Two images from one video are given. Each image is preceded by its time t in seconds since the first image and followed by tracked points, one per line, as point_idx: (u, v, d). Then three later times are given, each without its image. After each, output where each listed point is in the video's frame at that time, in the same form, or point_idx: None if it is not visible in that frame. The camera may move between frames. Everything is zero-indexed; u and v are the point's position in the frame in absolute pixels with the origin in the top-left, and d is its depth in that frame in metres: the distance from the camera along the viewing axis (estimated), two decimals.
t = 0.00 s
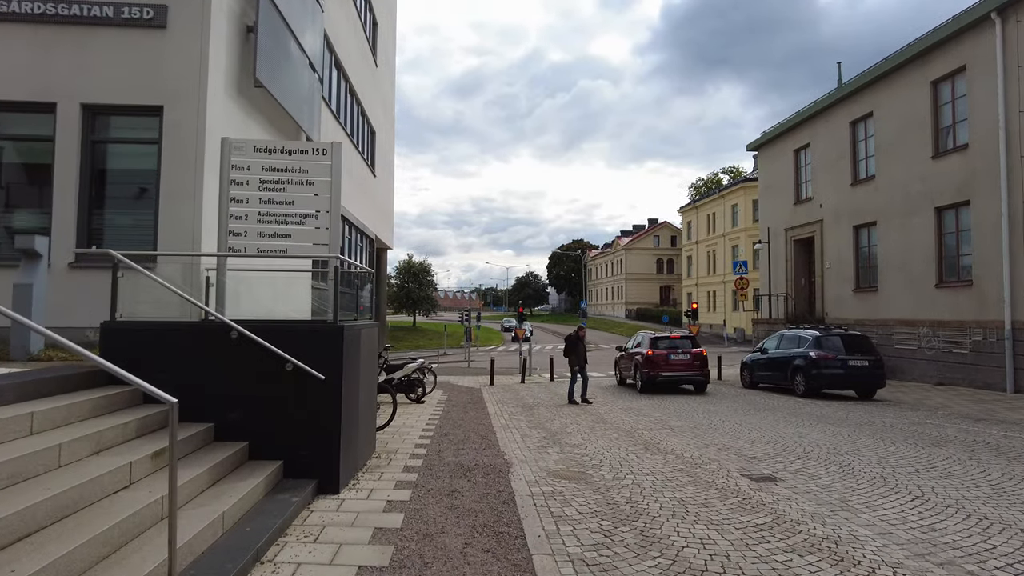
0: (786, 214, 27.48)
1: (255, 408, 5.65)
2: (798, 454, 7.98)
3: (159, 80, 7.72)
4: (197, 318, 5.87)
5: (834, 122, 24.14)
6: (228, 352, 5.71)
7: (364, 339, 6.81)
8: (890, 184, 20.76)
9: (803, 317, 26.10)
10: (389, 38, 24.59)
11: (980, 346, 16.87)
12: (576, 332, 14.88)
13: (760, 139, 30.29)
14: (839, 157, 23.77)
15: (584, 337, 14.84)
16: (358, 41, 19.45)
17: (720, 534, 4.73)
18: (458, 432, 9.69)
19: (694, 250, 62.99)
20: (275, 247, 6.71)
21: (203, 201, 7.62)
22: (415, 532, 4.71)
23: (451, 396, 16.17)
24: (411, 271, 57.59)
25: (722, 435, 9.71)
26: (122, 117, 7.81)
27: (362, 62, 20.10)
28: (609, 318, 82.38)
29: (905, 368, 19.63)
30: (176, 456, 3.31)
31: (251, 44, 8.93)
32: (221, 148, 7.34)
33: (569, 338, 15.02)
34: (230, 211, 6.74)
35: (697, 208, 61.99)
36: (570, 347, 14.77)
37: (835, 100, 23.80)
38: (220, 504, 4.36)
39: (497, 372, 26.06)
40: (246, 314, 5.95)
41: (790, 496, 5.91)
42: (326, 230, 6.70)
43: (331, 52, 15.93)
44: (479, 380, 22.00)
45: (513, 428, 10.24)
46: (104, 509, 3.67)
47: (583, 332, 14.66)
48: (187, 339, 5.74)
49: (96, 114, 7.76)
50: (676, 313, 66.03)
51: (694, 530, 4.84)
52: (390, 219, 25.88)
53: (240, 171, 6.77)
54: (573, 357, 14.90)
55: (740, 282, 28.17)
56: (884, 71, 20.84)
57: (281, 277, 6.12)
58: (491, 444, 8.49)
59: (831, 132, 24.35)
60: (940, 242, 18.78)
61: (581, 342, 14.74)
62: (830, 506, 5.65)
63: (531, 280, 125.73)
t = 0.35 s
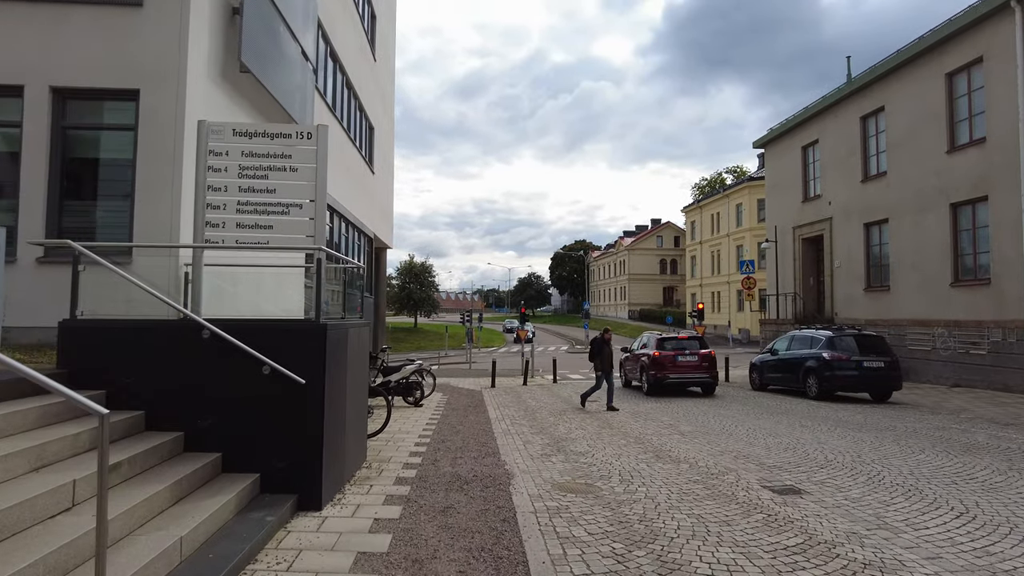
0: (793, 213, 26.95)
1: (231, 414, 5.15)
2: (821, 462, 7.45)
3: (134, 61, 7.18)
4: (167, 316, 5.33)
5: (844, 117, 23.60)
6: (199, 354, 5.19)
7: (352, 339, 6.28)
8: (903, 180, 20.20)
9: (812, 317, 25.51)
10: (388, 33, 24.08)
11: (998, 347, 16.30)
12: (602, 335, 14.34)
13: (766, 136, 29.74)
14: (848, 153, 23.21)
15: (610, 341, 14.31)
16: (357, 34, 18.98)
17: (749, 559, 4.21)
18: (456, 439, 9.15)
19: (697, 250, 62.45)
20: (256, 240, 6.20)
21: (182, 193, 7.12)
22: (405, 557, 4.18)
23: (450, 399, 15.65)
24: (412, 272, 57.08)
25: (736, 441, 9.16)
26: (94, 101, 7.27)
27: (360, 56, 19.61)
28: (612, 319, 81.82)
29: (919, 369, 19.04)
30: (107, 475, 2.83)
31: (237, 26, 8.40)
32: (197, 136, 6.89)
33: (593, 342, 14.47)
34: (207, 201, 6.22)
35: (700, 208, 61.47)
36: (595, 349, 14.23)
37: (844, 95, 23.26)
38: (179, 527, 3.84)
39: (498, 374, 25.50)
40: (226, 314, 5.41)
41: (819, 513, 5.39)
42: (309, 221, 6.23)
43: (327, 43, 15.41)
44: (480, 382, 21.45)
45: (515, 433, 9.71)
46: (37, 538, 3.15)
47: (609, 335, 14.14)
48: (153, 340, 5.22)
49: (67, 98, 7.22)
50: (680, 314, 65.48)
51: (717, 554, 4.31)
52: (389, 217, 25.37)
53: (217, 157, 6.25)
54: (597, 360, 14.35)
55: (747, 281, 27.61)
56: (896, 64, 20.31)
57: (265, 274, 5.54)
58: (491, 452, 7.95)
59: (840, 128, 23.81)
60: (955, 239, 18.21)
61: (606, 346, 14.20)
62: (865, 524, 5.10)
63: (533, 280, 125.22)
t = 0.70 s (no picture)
0: (800, 217, 26.38)
1: (192, 435, 4.53)
2: (849, 483, 6.84)
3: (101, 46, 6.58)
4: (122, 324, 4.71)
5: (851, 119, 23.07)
6: (156, 368, 4.58)
7: (333, 350, 5.68)
8: (916, 183, 19.64)
9: (819, 324, 24.89)
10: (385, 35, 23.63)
11: (1018, 355, 15.68)
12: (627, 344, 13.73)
13: (771, 139, 29.23)
14: (857, 156, 22.67)
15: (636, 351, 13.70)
16: (353, 34, 18.48)
17: None
18: (452, 455, 8.53)
19: (699, 256, 61.92)
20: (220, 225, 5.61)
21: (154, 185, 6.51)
22: None
23: (447, 410, 15.01)
24: (411, 278, 56.57)
25: (752, 458, 8.53)
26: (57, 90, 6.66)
27: (356, 55, 19.09)
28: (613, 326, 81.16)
29: (933, 378, 18.40)
30: None
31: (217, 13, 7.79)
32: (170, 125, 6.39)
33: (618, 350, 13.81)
34: (174, 196, 5.63)
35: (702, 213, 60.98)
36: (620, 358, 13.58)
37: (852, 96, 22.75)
38: None
39: (498, 382, 24.83)
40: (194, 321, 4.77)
41: (859, 546, 4.77)
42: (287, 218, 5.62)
43: (322, 40, 14.91)
44: (479, 391, 20.85)
45: (515, 448, 9.09)
46: None
47: (636, 344, 13.55)
48: (105, 352, 4.60)
49: (27, 86, 6.60)
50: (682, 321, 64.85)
51: None
52: (386, 222, 24.78)
53: (186, 148, 5.66)
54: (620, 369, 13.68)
55: (752, 287, 26.99)
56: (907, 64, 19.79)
57: (238, 279, 4.91)
58: (489, 471, 7.33)
59: (847, 130, 23.28)
60: (971, 243, 17.61)
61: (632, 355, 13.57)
62: (913, 560, 4.48)
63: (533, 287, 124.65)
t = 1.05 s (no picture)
0: (806, 224, 25.91)
1: (147, 459, 3.98)
2: (881, 506, 6.27)
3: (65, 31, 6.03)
4: (71, 335, 4.12)
5: (858, 124, 22.63)
6: (107, 383, 4.02)
7: (315, 362, 5.13)
8: (927, 189, 19.16)
9: (827, 334, 24.33)
10: (383, 38, 23.21)
11: None
12: (658, 351, 13.14)
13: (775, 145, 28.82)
14: (864, 161, 22.21)
15: (666, 358, 13.03)
16: (349, 35, 18.04)
17: None
18: (449, 474, 7.96)
19: (701, 264, 61.46)
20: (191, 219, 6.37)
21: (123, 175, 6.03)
22: None
23: (445, 423, 14.43)
24: (410, 287, 55.98)
25: (771, 477, 7.96)
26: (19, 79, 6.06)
27: (353, 58, 18.64)
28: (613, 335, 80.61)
29: (947, 389, 17.84)
30: None
31: None
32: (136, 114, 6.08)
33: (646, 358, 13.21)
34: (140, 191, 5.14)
35: (704, 222, 60.57)
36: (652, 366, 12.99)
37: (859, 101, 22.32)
38: None
39: (497, 393, 24.22)
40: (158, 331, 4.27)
41: None
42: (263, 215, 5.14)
43: (316, 40, 14.47)
44: (478, 402, 20.25)
45: (516, 466, 8.52)
46: None
47: (666, 352, 12.95)
48: (49, 367, 4.02)
49: None
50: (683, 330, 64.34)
51: None
52: (383, 229, 24.26)
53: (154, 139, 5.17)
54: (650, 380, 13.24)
55: (758, 295, 26.48)
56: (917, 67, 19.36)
57: (208, 283, 4.41)
58: (489, 494, 6.75)
59: (854, 135, 22.85)
60: (986, 250, 17.08)
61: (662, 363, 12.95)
62: None
63: (533, 296, 124.23)
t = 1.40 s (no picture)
0: (813, 223, 25.39)
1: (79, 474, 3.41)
2: (915, 521, 5.71)
3: None
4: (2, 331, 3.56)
5: (866, 120, 22.10)
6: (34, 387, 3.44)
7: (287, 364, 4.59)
8: (938, 185, 18.63)
9: (834, 334, 23.75)
10: (380, 32, 22.71)
11: None
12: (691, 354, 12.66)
13: (780, 143, 28.30)
14: (873, 158, 21.68)
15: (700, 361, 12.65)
16: (344, 27, 17.52)
17: None
18: (444, 484, 7.39)
19: (702, 265, 60.95)
20: (148, 202, 5.92)
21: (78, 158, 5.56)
22: None
23: (442, 427, 13.88)
24: (407, 288, 55.37)
25: (789, 487, 7.40)
26: None
27: (348, 50, 18.13)
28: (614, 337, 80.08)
29: (962, 392, 17.25)
30: None
31: None
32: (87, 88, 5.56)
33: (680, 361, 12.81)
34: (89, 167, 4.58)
35: (705, 222, 60.06)
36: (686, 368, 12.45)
37: (867, 96, 21.79)
38: None
39: (497, 396, 23.66)
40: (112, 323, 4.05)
41: None
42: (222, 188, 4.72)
43: (308, 29, 13.94)
44: (477, 405, 19.68)
45: (516, 475, 7.96)
46: None
47: (700, 354, 12.46)
48: None
49: None
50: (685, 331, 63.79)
51: None
52: (380, 227, 23.73)
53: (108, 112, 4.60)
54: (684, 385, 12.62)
55: (763, 296, 25.93)
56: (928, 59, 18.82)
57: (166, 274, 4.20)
58: (486, 508, 6.17)
59: (862, 131, 22.32)
60: (1002, 247, 16.51)
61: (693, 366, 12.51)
62: None
63: (533, 298, 123.73)
